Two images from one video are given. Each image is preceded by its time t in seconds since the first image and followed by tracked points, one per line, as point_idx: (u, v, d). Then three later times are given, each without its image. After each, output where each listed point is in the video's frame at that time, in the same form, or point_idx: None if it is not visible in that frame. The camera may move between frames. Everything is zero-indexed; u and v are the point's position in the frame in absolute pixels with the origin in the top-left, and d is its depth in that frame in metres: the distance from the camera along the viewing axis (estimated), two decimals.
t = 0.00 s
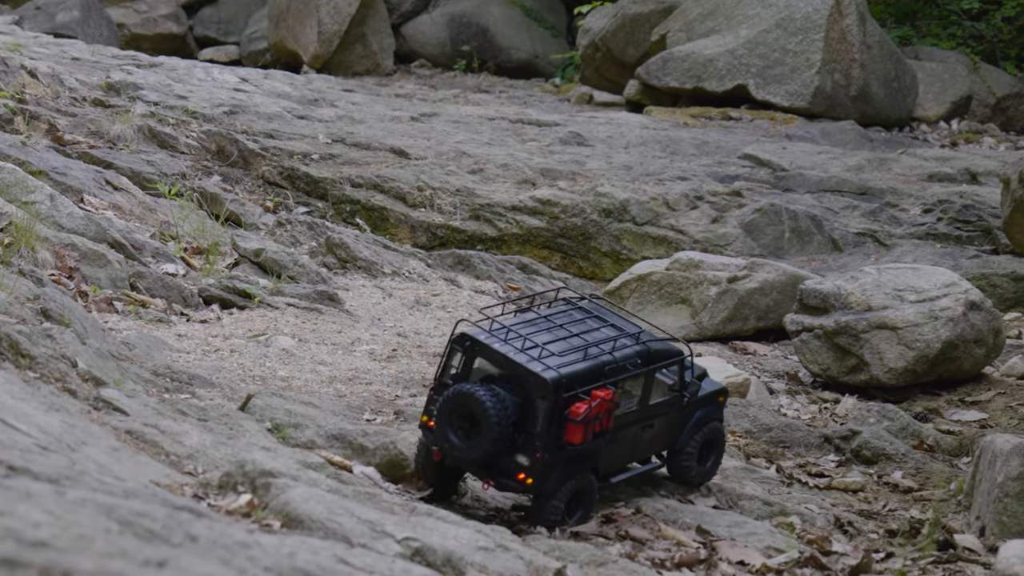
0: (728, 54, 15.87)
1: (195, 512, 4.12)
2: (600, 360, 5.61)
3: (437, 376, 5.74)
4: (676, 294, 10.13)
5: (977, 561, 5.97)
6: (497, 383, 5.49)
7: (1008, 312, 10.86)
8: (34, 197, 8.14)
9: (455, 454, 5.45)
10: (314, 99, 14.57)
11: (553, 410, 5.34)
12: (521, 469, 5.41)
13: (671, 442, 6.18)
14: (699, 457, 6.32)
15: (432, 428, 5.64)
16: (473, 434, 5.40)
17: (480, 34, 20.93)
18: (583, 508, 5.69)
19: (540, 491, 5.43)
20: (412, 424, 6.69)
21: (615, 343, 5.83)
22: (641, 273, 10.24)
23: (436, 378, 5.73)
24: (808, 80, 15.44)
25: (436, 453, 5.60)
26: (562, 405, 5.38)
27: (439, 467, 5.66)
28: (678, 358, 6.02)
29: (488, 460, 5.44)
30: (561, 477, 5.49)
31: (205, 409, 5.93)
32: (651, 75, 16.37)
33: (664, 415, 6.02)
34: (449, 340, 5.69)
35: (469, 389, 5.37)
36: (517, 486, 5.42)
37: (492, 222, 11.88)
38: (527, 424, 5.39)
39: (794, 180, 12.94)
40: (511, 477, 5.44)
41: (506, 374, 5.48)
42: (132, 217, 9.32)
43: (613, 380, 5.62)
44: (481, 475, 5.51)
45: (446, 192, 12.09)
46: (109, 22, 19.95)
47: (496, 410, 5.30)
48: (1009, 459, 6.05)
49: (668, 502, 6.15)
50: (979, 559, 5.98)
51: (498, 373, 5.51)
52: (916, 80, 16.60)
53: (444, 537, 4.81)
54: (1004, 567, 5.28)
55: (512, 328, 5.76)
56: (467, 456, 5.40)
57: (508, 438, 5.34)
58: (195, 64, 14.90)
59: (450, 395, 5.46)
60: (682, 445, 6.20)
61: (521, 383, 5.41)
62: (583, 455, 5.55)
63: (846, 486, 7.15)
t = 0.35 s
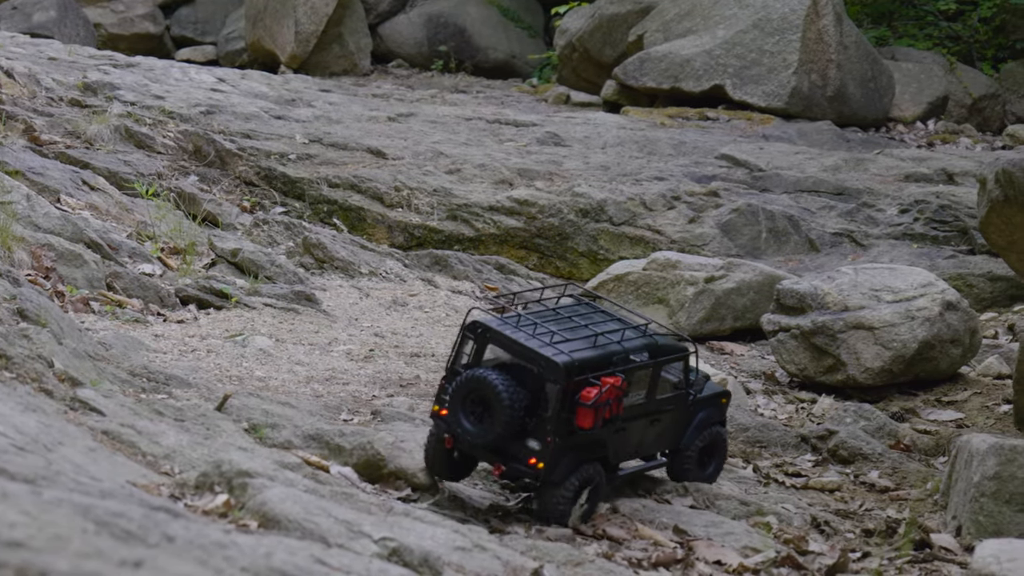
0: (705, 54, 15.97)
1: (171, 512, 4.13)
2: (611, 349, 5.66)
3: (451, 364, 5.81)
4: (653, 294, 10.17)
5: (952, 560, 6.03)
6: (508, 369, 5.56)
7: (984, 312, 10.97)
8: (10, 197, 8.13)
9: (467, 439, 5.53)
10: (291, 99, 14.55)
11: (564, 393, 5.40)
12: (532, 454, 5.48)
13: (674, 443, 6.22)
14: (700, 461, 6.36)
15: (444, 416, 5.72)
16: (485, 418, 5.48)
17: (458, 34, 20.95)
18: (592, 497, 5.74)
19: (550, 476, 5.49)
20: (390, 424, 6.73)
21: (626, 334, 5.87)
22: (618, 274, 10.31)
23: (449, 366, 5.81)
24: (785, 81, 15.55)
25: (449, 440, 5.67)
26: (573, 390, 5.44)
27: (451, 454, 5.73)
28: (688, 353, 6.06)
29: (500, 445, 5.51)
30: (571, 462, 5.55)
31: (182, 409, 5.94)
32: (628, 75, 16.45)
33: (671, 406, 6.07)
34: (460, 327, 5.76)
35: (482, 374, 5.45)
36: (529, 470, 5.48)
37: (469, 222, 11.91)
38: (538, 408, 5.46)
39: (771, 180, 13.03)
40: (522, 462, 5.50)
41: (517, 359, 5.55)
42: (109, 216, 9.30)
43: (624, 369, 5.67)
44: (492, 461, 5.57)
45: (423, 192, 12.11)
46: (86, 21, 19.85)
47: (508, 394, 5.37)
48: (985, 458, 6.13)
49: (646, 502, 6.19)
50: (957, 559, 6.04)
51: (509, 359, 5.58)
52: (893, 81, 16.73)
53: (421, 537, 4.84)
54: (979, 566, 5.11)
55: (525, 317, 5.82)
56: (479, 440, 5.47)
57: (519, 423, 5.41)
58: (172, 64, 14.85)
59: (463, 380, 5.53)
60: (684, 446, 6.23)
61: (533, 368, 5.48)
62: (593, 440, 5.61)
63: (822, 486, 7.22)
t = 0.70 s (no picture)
0: (682, 54, 16.05)
1: (146, 511, 4.15)
2: (594, 337, 5.91)
3: (440, 365, 6.05)
4: (629, 293, 10.24)
5: (928, 558, 6.09)
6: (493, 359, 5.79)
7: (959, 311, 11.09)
8: None
9: (458, 429, 5.72)
10: (267, 98, 14.53)
11: (547, 377, 5.62)
12: (521, 440, 5.65)
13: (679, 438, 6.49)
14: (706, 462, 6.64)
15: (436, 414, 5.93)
16: (473, 406, 5.68)
17: (435, 33, 20.97)
18: (589, 484, 5.90)
19: (541, 460, 5.66)
20: (366, 423, 6.77)
21: (611, 326, 6.14)
22: (594, 273, 10.39)
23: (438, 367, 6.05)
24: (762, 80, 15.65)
25: (442, 435, 5.86)
26: (556, 373, 5.66)
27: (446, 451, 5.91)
28: (676, 345, 6.32)
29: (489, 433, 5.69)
30: (562, 446, 5.72)
31: (157, 407, 5.95)
32: (604, 74, 16.51)
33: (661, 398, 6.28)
34: (445, 327, 6.04)
35: (466, 364, 5.68)
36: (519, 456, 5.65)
37: (445, 221, 11.94)
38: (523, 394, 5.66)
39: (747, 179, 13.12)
40: (512, 448, 5.68)
41: (501, 349, 5.78)
42: (85, 215, 9.28)
43: (609, 356, 5.91)
44: (484, 451, 5.75)
45: (400, 191, 12.14)
46: (62, 20, 19.73)
47: (491, 379, 5.58)
48: (960, 457, 6.23)
49: (622, 499, 6.24)
50: (932, 557, 6.09)
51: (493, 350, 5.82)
52: (869, 80, 16.87)
53: (396, 535, 4.88)
54: (954, 565, 5.07)
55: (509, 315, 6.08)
56: (469, 429, 5.65)
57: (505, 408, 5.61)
58: (148, 63, 14.80)
59: (449, 373, 5.76)
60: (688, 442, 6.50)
61: (515, 355, 5.71)
62: (582, 425, 5.80)
63: (798, 484, 7.29)
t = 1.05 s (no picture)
0: (659, 54, 16.13)
1: (124, 510, 4.17)
2: (577, 336, 5.99)
3: (424, 361, 6.13)
4: (607, 292, 10.33)
5: (905, 557, 6.14)
6: (477, 355, 5.87)
7: (936, 310, 11.20)
8: None
9: (442, 425, 5.79)
10: (244, 98, 14.51)
11: (532, 373, 5.70)
12: (505, 437, 5.72)
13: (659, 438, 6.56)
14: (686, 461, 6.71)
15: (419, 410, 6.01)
16: (456, 402, 5.75)
17: (413, 33, 20.98)
18: (570, 481, 5.99)
19: (524, 457, 5.73)
20: (344, 422, 6.80)
21: (594, 325, 6.23)
22: (573, 272, 10.47)
23: (422, 362, 6.12)
24: (739, 79, 15.76)
25: (426, 431, 5.93)
26: (540, 370, 5.74)
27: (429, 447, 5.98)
28: (659, 344, 6.40)
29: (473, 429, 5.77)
30: (545, 443, 5.80)
31: (135, 407, 5.95)
32: (581, 73, 16.56)
33: (641, 395, 6.36)
34: (430, 322, 6.11)
35: (450, 360, 5.75)
36: (503, 452, 5.72)
37: (423, 221, 11.97)
38: (506, 391, 5.74)
39: (725, 178, 13.21)
40: (496, 445, 5.75)
41: (485, 346, 5.86)
42: (62, 215, 9.25)
43: (592, 354, 6.00)
44: (467, 447, 5.82)
45: (377, 191, 12.16)
46: (38, 19, 19.63)
47: (475, 376, 5.66)
48: (937, 456, 6.30)
49: (599, 499, 6.28)
50: (909, 556, 6.14)
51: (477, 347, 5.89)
52: (846, 80, 17.01)
53: (374, 534, 4.91)
54: (931, 563, 4.96)
55: (493, 312, 6.16)
56: (453, 424, 5.73)
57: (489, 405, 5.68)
58: (125, 63, 14.75)
59: (434, 368, 5.83)
60: (668, 441, 6.57)
61: (500, 352, 5.79)
62: (565, 422, 5.88)
63: (776, 483, 7.36)
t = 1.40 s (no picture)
0: (637, 53, 16.20)
1: (100, 510, 4.18)
2: (626, 326, 6.40)
3: (477, 335, 6.47)
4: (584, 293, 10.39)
5: (881, 556, 6.20)
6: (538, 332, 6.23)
7: (913, 309, 11.29)
8: None
9: (499, 395, 6.12)
10: (222, 98, 14.47)
11: (593, 354, 6.07)
12: (558, 414, 6.06)
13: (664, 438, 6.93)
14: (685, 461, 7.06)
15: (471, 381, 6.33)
16: (517, 374, 6.09)
17: (392, 32, 20.99)
18: (604, 464, 6.34)
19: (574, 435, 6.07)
20: (322, 422, 6.82)
21: (632, 320, 6.65)
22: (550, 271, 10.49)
23: (476, 336, 6.46)
24: (717, 79, 15.83)
25: (477, 401, 6.25)
26: (601, 351, 6.12)
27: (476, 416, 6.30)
28: (680, 347, 6.84)
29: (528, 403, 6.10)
30: (593, 424, 6.16)
31: (111, 407, 5.96)
32: (560, 73, 16.63)
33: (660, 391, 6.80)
34: (490, 297, 6.47)
35: (518, 334, 6.11)
36: (556, 427, 6.05)
37: (401, 221, 11.99)
38: (564, 368, 6.10)
39: (703, 179, 13.29)
40: (548, 420, 6.08)
41: (548, 323, 6.23)
42: (39, 214, 9.22)
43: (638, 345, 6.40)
44: (519, 420, 6.14)
45: (355, 191, 12.17)
46: (15, 19, 19.52)
47: (541, 350, 6.02)
48: (913, 455, 6.37)
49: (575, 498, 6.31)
50: (886, 555, 6.19)
51: (538, 324, 6.26)
52: (824, 80, 17.14)
53: (351, 534, 4.94)
54: (908, 563, 5.03)
55: (547, 296, 6.55)
56: (512, 395, 6.06)
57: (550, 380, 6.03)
58: (103, 63, 14.69)
59: (498, 340, 6.18)
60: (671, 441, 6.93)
61: (563, 331, 6.16)
62: (611, 406, 6.26)
63: (753, 483, 7.41)
